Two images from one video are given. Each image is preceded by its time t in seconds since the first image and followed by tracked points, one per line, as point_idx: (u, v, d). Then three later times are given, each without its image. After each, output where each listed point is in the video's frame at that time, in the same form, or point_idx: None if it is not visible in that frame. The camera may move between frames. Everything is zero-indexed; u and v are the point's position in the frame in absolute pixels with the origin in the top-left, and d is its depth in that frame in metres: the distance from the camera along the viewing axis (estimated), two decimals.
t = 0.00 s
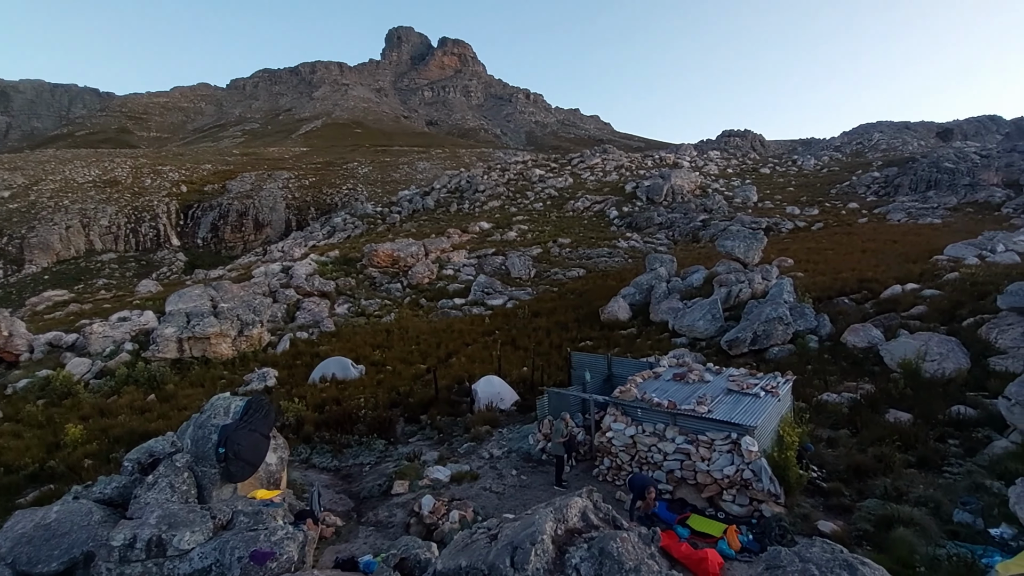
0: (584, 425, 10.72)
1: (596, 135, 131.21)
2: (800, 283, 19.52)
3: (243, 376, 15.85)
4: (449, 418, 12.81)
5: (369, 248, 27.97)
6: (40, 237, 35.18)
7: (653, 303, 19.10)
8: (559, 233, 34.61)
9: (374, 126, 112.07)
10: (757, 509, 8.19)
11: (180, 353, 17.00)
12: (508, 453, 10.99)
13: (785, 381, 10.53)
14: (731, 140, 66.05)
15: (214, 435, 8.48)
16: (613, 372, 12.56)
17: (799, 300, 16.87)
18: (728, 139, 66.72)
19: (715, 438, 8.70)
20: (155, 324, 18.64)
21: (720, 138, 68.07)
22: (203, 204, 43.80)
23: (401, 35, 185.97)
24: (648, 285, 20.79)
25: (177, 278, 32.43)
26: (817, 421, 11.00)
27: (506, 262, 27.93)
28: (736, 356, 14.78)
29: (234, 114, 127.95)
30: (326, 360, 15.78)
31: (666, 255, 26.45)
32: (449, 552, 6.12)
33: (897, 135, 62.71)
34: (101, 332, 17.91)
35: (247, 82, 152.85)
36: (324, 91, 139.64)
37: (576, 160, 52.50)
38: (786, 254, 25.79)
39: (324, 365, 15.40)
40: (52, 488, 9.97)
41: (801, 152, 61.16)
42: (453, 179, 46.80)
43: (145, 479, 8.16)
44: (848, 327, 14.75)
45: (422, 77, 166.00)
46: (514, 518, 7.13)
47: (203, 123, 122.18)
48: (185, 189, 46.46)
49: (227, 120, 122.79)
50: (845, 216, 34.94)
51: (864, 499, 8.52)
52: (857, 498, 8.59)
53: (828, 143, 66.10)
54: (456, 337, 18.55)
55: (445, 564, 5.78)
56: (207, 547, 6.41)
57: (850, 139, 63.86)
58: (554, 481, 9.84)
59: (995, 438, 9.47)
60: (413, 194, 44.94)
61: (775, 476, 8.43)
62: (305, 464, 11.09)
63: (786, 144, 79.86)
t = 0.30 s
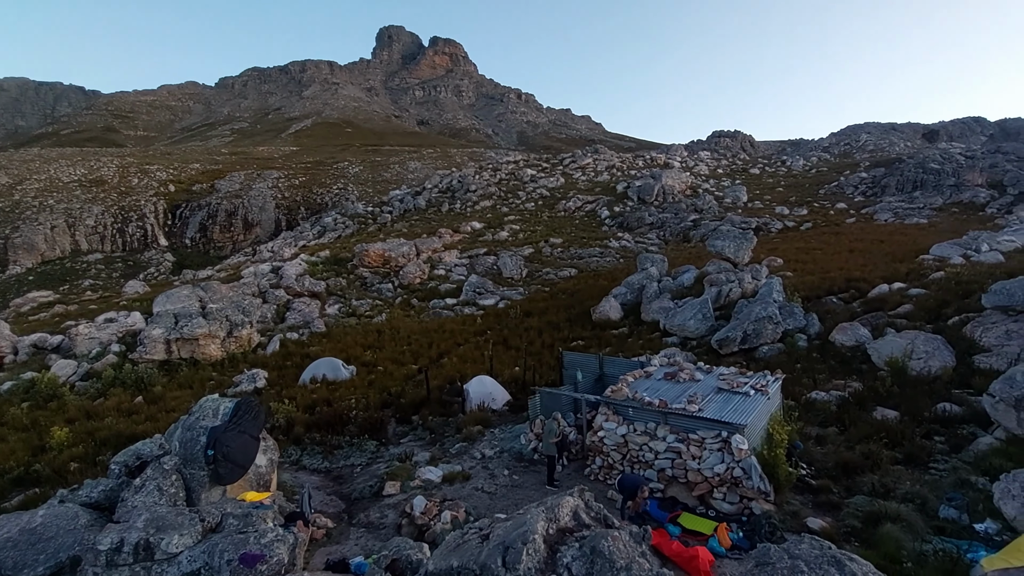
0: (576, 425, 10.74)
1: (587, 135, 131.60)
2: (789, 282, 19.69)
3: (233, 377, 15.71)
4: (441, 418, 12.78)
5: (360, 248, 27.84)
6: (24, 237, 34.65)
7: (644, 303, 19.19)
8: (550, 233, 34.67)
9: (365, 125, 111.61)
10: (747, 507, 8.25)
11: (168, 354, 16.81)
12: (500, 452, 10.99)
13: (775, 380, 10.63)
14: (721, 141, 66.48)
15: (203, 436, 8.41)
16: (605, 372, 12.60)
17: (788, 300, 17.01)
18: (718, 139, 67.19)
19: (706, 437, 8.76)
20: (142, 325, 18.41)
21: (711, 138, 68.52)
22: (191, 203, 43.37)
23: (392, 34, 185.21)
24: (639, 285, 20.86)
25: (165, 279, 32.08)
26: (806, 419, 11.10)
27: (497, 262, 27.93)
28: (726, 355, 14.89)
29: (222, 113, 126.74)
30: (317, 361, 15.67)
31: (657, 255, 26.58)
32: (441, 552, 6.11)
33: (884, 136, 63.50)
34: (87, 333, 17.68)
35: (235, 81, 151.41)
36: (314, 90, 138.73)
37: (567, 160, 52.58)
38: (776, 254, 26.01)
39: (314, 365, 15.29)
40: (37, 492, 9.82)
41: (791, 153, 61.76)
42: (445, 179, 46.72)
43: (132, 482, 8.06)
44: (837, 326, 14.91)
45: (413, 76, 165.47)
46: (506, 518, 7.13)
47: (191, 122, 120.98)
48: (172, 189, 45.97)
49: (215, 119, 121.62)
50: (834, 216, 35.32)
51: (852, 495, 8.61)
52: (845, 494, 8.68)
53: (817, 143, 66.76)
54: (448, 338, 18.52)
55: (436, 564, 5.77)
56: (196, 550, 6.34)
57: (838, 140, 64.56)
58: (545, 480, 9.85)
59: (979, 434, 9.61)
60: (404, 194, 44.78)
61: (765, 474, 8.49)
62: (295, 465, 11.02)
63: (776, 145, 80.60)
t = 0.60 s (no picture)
0: (565, 425, 10.77)
1: (576, 136, 132.03)
2: (775, 282, 19.91)
3: (218, 380, 15.51)
4: (430, 419, 12.73)
5: (348, 248, 27.64)
6: (3, 237, 33.94)
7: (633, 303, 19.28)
8: (539, 234, 34.72)
9: (352, 125, 110.92)
10: (734, 504, 8.32)
11: (152, 356, 16.55)
12: (489, 453, 10.97)
13: (761, 378, 10.74)
14: (709, 141, 67.07)
15: (187, 440, 8.27)
16: (594, 372, 12.64)
17: (774, 299, 17.20)
18: (705, 140, 67.79)
19: (694, 435, 8.82)
20: (125, 327, 18.12)
21: (698, 139, 69.10)
22: (175, 204, 42.76)
23: (380, 33, 184.21)
24: (627, 285, 20.97)
25: (148, 280, 31.59)
26: (792, 417, 11.23)
27: (486, 263, 27.90)
28: (713, 354, 15.02)
29: (207, 112, 125.22)
30: (304, 363, 15.52)
31: (645, 255, 26.78)
32: (430, 554, 6.09)
33: (867, 138, 64.50)
34: (68, 336, 17.36)
35: (221, 79, 149.58)
36: (301, 89, 137.48)
37: (556, 160, 52.68)
38: (762, 254, 26.29)
39: (301, 367, 15.14)
40: (15, 498, 9.61)
41: (776, 154, 62.50)
42: (433, 179, 46.57)
43: (114, 487, 7.93)
44: (822, 325, 15.10)
45: (401, 76, 164.74)
46: (496, 518, 7.12)
47: (175, 121, 119.32)
48: (156, 189, 45.28)
49: (200, 118, 120.02)
50: (818, 216, 35.80)
51: (837, 492, 8.73)
52: (830, 491, 8.79)
53: (802, 145, 67.62)
54: (437, 338, 18.46)
55: (425, 565, 5.75)
56: (181, 555, 6.25)
57: (823, 141, 65.45)
58: (535, 480, 9.85)
59: (961, 430, 9.79)
60: (392, 194, 44.57)
61: (752, 471, 8.58)
62: (282, 468, 10.90)
63: (762, 146, 81.50)
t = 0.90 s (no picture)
0: (554, 425, 10.79)
1: (564, 136, 132.37)
2: (760, 281, 20.14)
3: (202, 382, 15.30)
4: (418, 420, 12.68)
5: (335, 248, 27.43)
6: None
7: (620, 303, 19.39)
8: (527, 234, 34.77)
9: (339, 124, 110.09)
10: (721, 502, 8.40)
11: (134, 359, 16.27)
12: (478, 453, 10.95)
13: (747, 377, 10.86)
14: (695, 142, 67.65)
15: (170, 444, 8.16)
16: (582, 371, 12.68)
17: (759, 299, 17.39)
18: (691, 141, 68.38)
19: (681, 434, 8.89)
20: (106, 329, 17.79)
21: (684, 140, 69.67)
22: (158, 204, 42.08)
23: (366, 32, 182.96)
24: (615, 285, 21.07)
25: (130, 281, 31.06)
26: (777, 414, 11.38)
27: (474, 263, 27.87)
28: (700, 353, 15.16)
29: (190, 110, 123.40)
30: (290, 364, 15.37)
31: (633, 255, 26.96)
32: (417, 555, 6.06)
33: (850, 140, 65.57)
34: (47, 338, 17.00)
35: (204, 77, 147.50)
36: (286, 88, 136.09)
37: (544, 161, 52.78)
38: (748, 254, 26.58)
39: (287, 368, 14.98)
40: None
41: (762, 155, 63.25)
42: (421, 179, 46.39)
43: (96, 492, 7.79)
44: (806, 324, 15.30)
45: (388, 75, 163.82)
46: (484, 519, 7.11)
47: (157, 119, 117.41)
48: (137, 189, 44.54)
49: (182, 116, 118.26)
50: (802, 217, 36.29)
51: (821, 488, 8.84)
52: (814, 487, 8.92)
53: (787, 146, 68.49)
54: (425, 339, 18.38)
55: (412, 567, 5.72)
56: (165, 560, 6.14)
57: (807, 143, 66.37)
58: (523, 480, 9.86)
59: (940, 426, 9.99)
60: (379, 194, 44.33)
61: (738, 469, 8.66)
62: (268, 471, 10.78)
63: (747, 147, 82.38)
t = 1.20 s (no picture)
0: (543, 425, 10.81)
1: (553, 137, 132.68)
2: (747, 281, 20.34)
3: (186, 384, 15.07)
4: (406, 422, 12.61)
5: (322, 249, 27.22)
6: None
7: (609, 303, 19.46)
8: (516, 234, 34.79)
9: (326, 124, 109.25)
10: (709, 500, 8.46)
11: (116, 361, 16.00)
12: (467, 454, 10.93)
13: (734, 376, 10.96)
14: (682, 143, 68.18)
15: (154, 447, 8.04)
16: (571, 371, 12.70)
17: (746, 298, 17.55)
18: (679, 142, 68.90)
19: (669, 433, 8.95)
20: (88, 331, 17.48)
21: (672, 141, 70.19)
22: (141, 203, 41.45)
23: (354, 30, 181.62)
24: (603, 284, 21.15)
25: (112, 282, 30.55)
26: (763, 413, 11.49)
27: (463, 263, 27.82)
28: (688, 352, 15.26)
29: (174, 109, 121.66)
30: (277, 366, 15.20)
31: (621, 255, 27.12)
32: (406, 557, 6.03)
33: (834, 141, 66.52)
34: (25, 340, 16.64)
35: (188, 75, 145.44)
36: (273, 87, 134.76)
37: (532, 161, 52.85)
38: (735, 254, 26.84)
39: (274, 370, 14.81)
40: None
41: (748, 156, 63.93)
42: (409, 179, 46.20)
43: (77, 497, 7.63)
44: (792, 323, 15.47)
45: (376, 74, 162.91)
46: (473, 519, 7.09)
47: (140, 117, 115.60)
48: (120, 188, 43.81)
49: (166, 115, 116.54)
50: (788, 217, 36.75)
51: (807, 485, 8.95)
52: (800, 484, 9.02)
53: (772, 147, 69.29)
54: (414, 340, 18.30)
55: (401, 569, 5.69)
56: (148, 566, 6.04)
57: (792, 144, 67.21)
58: (513, 481, 9.86)
59: (922, 423, 10.17)
60: (367, 194, 44.06)
61: (725, 467, 8.73)
62: (254, 474, 10.65)
63: (734, 148, 83.21)
